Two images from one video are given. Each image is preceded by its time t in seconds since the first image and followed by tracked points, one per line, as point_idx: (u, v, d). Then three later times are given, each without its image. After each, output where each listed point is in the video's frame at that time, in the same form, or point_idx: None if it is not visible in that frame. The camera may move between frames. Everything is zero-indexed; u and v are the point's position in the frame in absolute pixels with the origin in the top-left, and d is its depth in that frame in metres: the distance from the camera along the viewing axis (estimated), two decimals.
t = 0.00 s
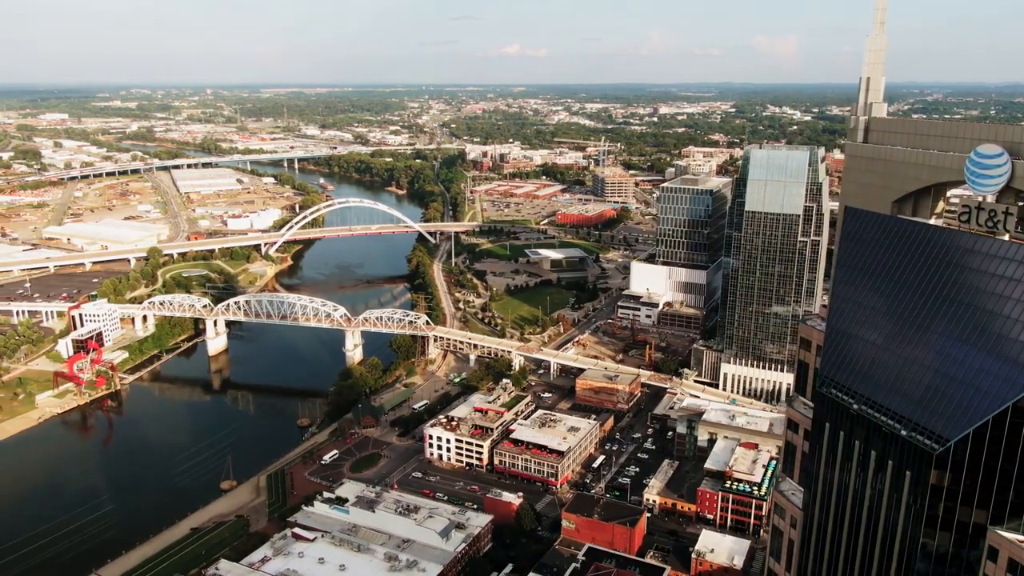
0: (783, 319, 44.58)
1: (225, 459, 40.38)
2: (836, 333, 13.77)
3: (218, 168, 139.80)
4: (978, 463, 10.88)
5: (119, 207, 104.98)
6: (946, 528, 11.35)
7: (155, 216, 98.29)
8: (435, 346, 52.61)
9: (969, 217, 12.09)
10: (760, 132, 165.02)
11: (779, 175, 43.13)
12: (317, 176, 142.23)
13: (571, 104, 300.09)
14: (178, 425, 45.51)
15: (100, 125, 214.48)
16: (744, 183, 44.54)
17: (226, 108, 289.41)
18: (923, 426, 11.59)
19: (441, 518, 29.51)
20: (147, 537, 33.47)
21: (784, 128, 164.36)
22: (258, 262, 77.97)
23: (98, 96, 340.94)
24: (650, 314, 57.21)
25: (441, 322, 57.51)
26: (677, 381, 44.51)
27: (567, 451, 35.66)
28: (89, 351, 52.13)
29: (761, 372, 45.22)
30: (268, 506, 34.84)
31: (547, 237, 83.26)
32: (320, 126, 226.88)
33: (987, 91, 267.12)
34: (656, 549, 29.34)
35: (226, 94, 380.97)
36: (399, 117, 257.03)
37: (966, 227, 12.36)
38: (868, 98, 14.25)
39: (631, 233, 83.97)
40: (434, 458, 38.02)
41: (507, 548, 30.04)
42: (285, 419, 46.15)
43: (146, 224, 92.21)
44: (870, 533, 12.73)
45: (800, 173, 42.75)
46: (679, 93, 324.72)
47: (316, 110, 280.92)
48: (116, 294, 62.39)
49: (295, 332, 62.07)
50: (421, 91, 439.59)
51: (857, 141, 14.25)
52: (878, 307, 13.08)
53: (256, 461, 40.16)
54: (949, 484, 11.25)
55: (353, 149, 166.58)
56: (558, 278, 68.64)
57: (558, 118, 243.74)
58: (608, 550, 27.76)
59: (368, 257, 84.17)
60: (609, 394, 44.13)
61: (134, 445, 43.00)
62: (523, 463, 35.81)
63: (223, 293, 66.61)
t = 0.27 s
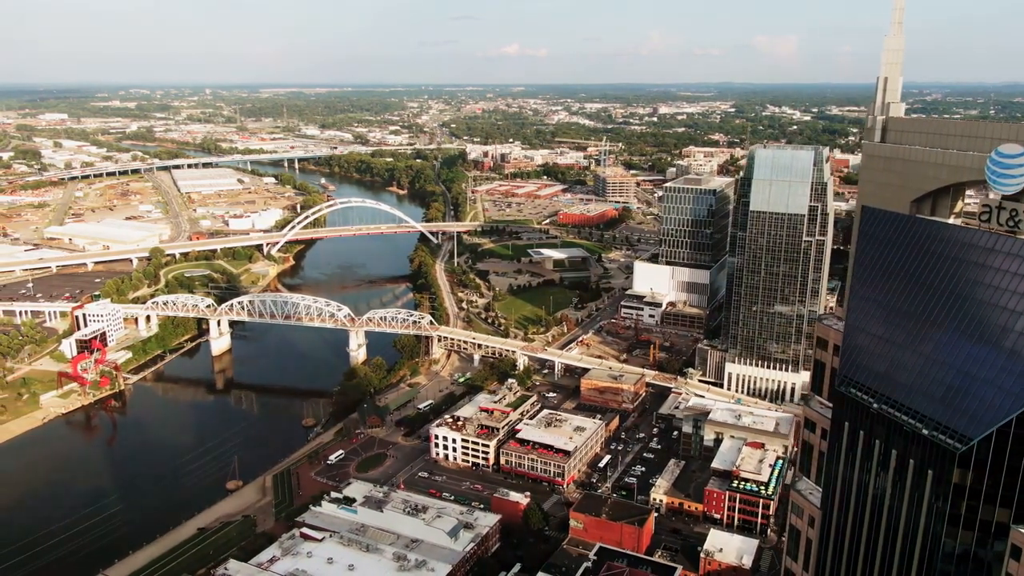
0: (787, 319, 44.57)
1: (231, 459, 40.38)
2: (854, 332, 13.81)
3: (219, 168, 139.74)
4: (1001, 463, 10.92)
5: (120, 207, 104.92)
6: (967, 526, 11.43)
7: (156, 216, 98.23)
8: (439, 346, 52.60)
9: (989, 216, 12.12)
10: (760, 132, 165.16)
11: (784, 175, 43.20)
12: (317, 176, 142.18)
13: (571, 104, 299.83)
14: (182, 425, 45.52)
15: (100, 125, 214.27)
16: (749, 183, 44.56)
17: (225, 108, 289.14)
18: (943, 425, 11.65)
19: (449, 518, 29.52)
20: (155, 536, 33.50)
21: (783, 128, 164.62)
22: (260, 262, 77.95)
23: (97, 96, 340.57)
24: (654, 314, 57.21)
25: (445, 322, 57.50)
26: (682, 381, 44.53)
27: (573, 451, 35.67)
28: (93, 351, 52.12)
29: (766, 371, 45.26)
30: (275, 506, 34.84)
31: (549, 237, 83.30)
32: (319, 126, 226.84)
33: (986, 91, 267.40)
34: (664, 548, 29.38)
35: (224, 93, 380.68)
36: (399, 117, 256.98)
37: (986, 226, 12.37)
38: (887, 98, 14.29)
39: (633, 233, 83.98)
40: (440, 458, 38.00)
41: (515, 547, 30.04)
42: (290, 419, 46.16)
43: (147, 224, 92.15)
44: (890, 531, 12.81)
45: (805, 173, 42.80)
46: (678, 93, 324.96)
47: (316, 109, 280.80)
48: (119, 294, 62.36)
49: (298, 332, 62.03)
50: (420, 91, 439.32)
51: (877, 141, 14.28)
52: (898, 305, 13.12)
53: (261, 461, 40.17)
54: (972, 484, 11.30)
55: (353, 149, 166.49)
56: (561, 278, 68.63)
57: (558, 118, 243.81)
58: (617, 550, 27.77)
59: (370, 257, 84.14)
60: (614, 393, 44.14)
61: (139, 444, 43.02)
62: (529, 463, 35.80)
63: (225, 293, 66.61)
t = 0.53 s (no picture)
0: (790, 319, 44.58)
1: (235, 459, 40.36)
2: (871, 334, 13.96)
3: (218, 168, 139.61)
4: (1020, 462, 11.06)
5: (120, 207, 104.80)
6: (986, 525, 11.61)
7: (156, 216, 98.13)
8: (442, 346, 52.59)
9: (1005, 216, 12.14)
10: (759, 132, 165.25)
11: (787, 175, 43.30)
12: (317, 176, 142.09)
13: (570, 104, 299.55)
14: (186, 424, 45.50)
15: (98, 125, 214.00)
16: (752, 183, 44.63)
17: (224, 108, 288.84)
18: (962, 426, 11.82)
19: (456, 518, 29.54)
20: (159, 537, 33.47)
21: (783, 128, 164.74)
22: (261, 262, 77.90)
23: (95, 96, 340.14)
24: (656, 314, 57.25)
25: (447, 322, 57.48)
26: (685, 380, 44.55)
27: (578, 450, 35.67)
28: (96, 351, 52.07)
29: (768, 371, 45.28)
30: (280, 506, 34.85)
31: (550, 236, 83.32)
32: (318, 126, 226.70)
33: (984, 92, 267.64)
34: (670, 548, 29.43)
35: (223, 92, 380.26)
36: (398, 117, 256.85)
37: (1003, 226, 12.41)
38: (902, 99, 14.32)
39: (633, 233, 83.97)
40: (444, 458, 38.00)
41: (521, 547, 30.04)
42: (293, 419, 46.15)
43: (147, 224, 92.03)
44: (909, 528, 13.03)
45: (808, 173, 42.90)
46: (676, 94, 325.09)
47: (315, 109, 280.60)
48: (121, 294, 62.31)
49: (300, 332, 61.98)
50: (418, 91, 439.06)
51: (891, 142, 14.33)
52: (913, 305, 13.25)
53: (266, 461, 40.15)
54: (992, 482, 11.46)
55: (352, 149, 166.35)
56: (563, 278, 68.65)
57: (557, 117, 243.81)
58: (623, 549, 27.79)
59: (371, 257, 84.09)
60: (618, 393, 44.14)
61: (141, 445, 42.96)
62: (534, 463, 35.80)
63: (227, 293, 66.57)
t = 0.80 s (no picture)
0: (794, 318, 44.63)
1: (240, 460, 40.35)
2: (889, 333, 14.02)
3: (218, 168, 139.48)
4: None
5: (120, 207, 104.70)
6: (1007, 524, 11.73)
7: (156, 216, 98.05)
8: (445, 346, 52.58)
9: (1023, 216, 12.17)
10: (759, 132, 165.46)
11: (791, 175, 43.38)
12: (317, 176, 142.05)
13: (568, 104, 299.49)
14: (190, 425, 45.48)
15: (97, 125, 213.74)
16: (756, 183, 44.69)
17: (222, 108, 288.61)
18: (985, 425, 11.91)
19: (463, 518, 29.56)
20: (165, 537, 33.48)
21: (782, 128, 164.93)
22: (263, 262, 77.86)
23: (93, 95, 339.81)
24: (658, 314, 57.32)
25: (450, 321, 57.49)
26: (689, 380, 44.62)
27: (584, 450, 35.69)
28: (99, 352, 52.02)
29: (772, 370, 45.36)
30: (286, 506, 34.85)
31: (552, 236, 83.38)
32: (317, 126, 226.57)
33: (982, 92, 268.09)
34: (677, 548, 29.50)
35: (221, 92, 380.06)
36: (397, 117, 256.77)
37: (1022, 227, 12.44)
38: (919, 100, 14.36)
39: (635, 233, 84.02)
40: (450, 458, 38.02)
41: (528, 547, 30.07)
42: (298, 419, 46.13)
43: (148, 224, 91.93)
44: (928, 528, 13.16)
45: (813, 173, 42.97)
46: (674, 94, 325.41)
47: (314, 109, 280.42)
48: (123, 294, 62.25)
49: (302, 332, 61.95)
50: (417, 91, 438.92)
51: (908, 142, 14.37)
52: (933, 305, 13.33)
53: (271, 461, 40.14)
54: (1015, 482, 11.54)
55: (352, 149, 166.30)
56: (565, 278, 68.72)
57: (556, 117, 243.86)
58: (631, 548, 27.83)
59: (372, 257, 84.10)
60: (622, 393, 44.18)
61: (145, 445, 42.94)
62: (539, 462, 35.82)
63: (229, 293, 66.53)
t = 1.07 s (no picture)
0: (797, 318, 44.66)
1: (244, 459, 40.34)
2: (903, 332, 14.07)
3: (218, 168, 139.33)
4: None
5: (120, 207, 104.56)
6: None
7: (157, 216, 97.94)
8: (448, 345, 52.56)
9: None
10: (758, 132, 165.49)
11: (795, 175, 43.36)
12: (317, 176, 141.94)
13: (567, 104, 299.29)
14: (194, 424, 45.46)
15: (96, 125, 213.46)
16: (760, 183, 44.68)
17: (222, 108, 288.54)
18: (1004, 424, 12.04)
19: (470, 517, 29.57)
20: (170, 537, 33.46)
21: (781, 128, 164.90)
22: (264, 262, 77.79)
23: (92, 95, 339.48)
24: (661, 313, 57.37)
25: (452, 321, 57.50)
26: (693, 380, 44.65)
27: (589, 450, 35.69)
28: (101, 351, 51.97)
29: (775, 370, 45.38)
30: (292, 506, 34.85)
31: (553, 236, 83.36)
32: (317, 126, 226.37)
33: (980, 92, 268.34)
34: (684, 547, 29.56)
35: (220, 92, 379.72)
36: (396, 117, 256.63)
37: None
38: (933, 101, 14.42)
39: (636, 233, 84.04)
40: (454, 457, 38.03)
41: (535, 547, 30.07)
42: (301, 419, 46.10)
43: (148, 224, 91.82)
44: (945, 527, 13.39)
45: (816, 173, 42.96)
46: (673, 94, 325.49)
47: (313, 109, 280.16)
48: (125, 294, 62.18)
49: (304, 332, 61.94)
50: (416, 91, 438.71)
51: (923, 142, 14.44)
52: (947, 303, 13.39)
53: (275, 461, 40.14)
54: None
55: (352, 149, 166.12)
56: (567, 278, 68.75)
57: (556, 117, 243.76)
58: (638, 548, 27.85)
59: (373, 257, 84.07)
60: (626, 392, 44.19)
61: (148, 445, 42.92)
62: (544, 462, 35.83)
63: (231, 293, 66.49)
